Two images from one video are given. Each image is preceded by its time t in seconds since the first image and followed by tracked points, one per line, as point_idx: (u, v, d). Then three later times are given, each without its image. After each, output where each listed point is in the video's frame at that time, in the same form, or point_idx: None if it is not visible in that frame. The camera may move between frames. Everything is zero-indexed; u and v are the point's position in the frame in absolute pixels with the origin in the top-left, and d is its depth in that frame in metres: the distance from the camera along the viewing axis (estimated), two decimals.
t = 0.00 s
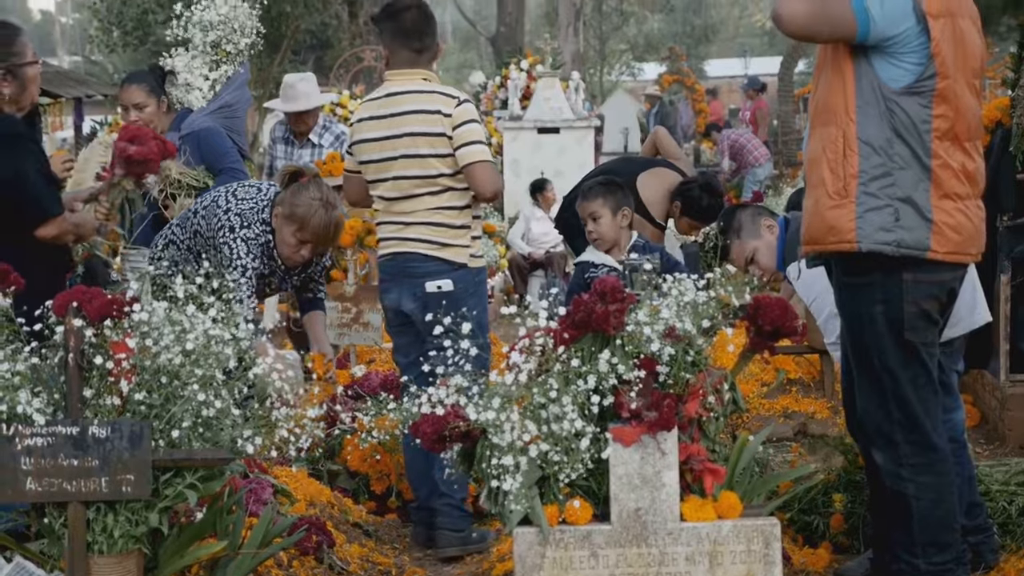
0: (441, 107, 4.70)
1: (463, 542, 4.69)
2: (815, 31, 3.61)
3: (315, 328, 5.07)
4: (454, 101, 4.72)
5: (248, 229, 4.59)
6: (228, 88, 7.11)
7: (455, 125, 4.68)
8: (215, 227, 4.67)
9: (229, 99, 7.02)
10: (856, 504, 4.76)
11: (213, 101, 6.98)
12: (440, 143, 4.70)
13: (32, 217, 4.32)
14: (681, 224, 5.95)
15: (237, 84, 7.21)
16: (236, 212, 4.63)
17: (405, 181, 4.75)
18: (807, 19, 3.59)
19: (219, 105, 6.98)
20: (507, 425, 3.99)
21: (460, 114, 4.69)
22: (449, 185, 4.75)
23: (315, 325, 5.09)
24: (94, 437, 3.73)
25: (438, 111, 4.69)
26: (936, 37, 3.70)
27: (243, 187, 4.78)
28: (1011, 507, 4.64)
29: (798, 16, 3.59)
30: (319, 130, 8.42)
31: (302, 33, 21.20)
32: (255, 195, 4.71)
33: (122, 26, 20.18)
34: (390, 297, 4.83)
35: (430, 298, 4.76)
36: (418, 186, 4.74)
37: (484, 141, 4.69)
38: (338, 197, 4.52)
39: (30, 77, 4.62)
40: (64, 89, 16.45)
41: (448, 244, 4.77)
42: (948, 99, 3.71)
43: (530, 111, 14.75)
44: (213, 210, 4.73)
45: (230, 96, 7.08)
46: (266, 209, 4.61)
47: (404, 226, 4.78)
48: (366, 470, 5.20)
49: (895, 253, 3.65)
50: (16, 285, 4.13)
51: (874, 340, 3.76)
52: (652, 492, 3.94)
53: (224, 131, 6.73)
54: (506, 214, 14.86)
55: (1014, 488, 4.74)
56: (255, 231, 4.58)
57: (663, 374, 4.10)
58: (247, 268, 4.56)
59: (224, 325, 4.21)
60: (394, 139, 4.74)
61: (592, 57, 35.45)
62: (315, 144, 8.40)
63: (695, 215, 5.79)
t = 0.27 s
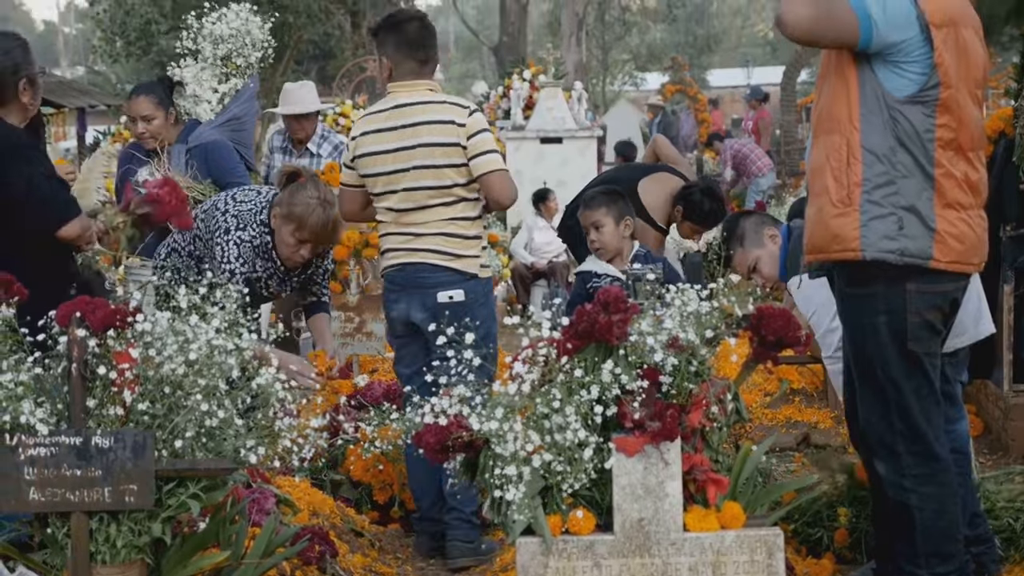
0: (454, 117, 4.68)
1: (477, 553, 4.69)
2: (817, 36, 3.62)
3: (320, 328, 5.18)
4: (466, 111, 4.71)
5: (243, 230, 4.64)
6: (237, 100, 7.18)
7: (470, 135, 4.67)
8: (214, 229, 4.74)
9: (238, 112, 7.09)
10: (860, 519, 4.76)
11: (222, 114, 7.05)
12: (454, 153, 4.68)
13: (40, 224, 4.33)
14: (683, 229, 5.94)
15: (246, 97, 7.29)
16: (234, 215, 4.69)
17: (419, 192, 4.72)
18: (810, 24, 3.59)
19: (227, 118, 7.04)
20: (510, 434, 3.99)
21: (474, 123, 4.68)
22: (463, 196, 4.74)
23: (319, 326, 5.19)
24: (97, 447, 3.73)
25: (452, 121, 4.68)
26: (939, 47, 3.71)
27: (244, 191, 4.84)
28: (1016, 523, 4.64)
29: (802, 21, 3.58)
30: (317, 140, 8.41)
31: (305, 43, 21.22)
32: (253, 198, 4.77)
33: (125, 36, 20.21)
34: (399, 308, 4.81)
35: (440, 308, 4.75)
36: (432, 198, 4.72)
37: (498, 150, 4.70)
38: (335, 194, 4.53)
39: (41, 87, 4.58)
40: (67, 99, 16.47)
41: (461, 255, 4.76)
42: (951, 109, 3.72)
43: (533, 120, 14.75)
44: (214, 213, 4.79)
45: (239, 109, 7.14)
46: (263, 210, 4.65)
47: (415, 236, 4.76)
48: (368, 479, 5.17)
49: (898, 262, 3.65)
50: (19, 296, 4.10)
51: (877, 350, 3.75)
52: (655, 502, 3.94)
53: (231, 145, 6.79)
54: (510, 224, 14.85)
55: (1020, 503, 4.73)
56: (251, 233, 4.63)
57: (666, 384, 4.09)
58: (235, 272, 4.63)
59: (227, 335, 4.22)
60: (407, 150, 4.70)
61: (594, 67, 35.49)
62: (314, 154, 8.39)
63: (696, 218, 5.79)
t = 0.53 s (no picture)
0: (469, 123, 4.64)
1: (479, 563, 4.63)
2: (825, 44, 3.61)
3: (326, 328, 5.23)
4: (479, 116, 4.68)
5: (238, 229, 4.64)
6: (248, 104, 7.22)
7: (486, 140, 4.64)
8: (212, 228, 4.75)
9: (248, 117, 7.15)
10: (863, 528, 4.75)
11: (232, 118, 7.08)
12: (470, 159, 4.64)
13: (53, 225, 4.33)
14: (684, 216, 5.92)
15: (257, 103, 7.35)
16: (231, 215, 4.70)
17: (431, 199, 4.65)
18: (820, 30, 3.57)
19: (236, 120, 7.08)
20: (513, 441, 3.97)
21: (487, 129, 4.66)
22: (477, 202, 4.70)
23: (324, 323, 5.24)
24: (101, 452, 3.73)
25: (467, 127, 4.64)
26: (943, 55, 3.72)
27: (244, 191, 4.85)
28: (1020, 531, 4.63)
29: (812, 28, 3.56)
30: (316, 145, 8.48)
31: (308, 49, 21.24)
32: (252, 198, 4.77)
33: (128, 42, 20.18)
34: (405, 314, 4.72)
35: (448, 314, 4.66)
36: (445, 204, 4.65)
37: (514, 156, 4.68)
38: (331, 192, 4.53)
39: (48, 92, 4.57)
40: (70, 104, 16.48)
41: (472, 262, 4.68)
42: (955, 116, 3.72)
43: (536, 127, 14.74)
44: (214, 214, 4.80)
45: (250, 113, 7.20)
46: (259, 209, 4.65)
47: (424, 243, 4.67)
48: (371, 485, 5.15)
49: (903, 269, 3.65)
50: (24, 301, 4.07)
51: (880, 356, 3.75)
52: (658, 509, 3.94)
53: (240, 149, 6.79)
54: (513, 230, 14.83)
55: None
56: (246, 232, 4.62)
57: (669, 391, 4.09)
58: (229, 272, 4.64)
59: (231, 340, 4.22)
60: (420, 158, 4.63)
61: (597, 73, 35.53)
62: (312, 159, 8.45)
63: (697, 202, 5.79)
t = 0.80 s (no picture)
0: (484, 129, 4.52)
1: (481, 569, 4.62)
2: (834, 42, 3.59)
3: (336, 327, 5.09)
4: (493, 123, 4.55)
5: (238, 228, 4.62)
6: (260, 104, 7.15)
7: (500, 147, 4.53)
8: (210, 229, 4.73)
9: (260, 116, 7.05)
10: (867, 529, 4.71)
11: (243, 118, 6.99)
12: (483, 165, 4.52)
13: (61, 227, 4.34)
14: (679, 189, 6.03)
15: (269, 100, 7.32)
16: (230, 215, 4.68)
17: (443, 205, 4.52)
18: (830, 29, 3.55)
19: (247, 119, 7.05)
20: (518, 447, 3.96)
21: (502, 136, 4.54)
22: (486, 209, 4.58)
23: (333, 322, 5.08)
24: (105, 458, 3.73)
25: (482, 133, 4.51)
26: (948, 61, 3.71)
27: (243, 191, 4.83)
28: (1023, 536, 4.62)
29: (822, 27, 3.54)
30: (312, 153, 8.55)
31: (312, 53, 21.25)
32: (250, 198, 4.75)
33: (133, 47, 20.30)
34: (415, 321, 4.59)
35: (463, 319, 4.55)
36: (458, 210, 4.53)
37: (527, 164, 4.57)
38: (329, 190, 4.48)
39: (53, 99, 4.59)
40: (74, 109, 16.50)
41: (483, 266, 4.59)
42: (958, 122, 3.72)
43: (539, 131, 14.68)
44: (212, 214, 4.78)
45: (262, 112, 7.16)
46: (258, 208, 4.64)
47: (433, 248, 4.56)
48: (375, 490, 5.13)
49: (907, 273, 3.64)
50: (28, 305, 4.08)
51: (883, 362, 3.75)
52: (662, 515, 3.94)
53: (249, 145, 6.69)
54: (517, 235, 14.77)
55: None
56: (244, 231, 4.61)
57: (673, 397, 4.11)
58: (230, 271, 4.62)
59: (235, 346, 4.23)
60: (433, 163, 4.50)
61: (601, 77, 35.55)
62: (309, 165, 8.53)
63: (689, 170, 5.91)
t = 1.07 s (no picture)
0: (496, 141, 4.53)
1: None
2: (842, 43, 3.58)
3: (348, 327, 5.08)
4: (504, 135, 4.57)
5: (242, 233, 4.62)
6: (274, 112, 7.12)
7: (512, 160, 4.54)
8: (215, 234, 4.73)
9: (272, 123, 7.04)
10: (874, 540, 4.72)
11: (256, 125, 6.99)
12: (494, 177, 4.52)
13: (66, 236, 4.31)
14: (671, 164, 6.05)
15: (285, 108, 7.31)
16: (235, 219, 4.68)
17: (455, 216, 4.52)
18: (838, 31, 3.55)
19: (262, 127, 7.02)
20: (524, 456, 3.95)
21: (513, 148, 4.55)
22: (497, 219, 4.58)
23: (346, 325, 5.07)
24: (112, 468, 3.73)
25: (494, 145, 4.52)
26: (956, 68, 3.71)
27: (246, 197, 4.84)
28: None
29: (829, 28, 3.54)
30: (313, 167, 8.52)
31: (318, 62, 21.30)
32: (254, 203, 4.75)
33: (139, 56, 20.41)
34: (427, 332, 4.57)
35: (474, 328, 4.55)
36: (470, 221, 4.52)
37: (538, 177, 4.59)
38: (329, 191, 4.52)
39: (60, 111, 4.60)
40: (80, 118, 16.55)
41: (494, 276, 4.58)
42: (966, 130, 3.71)
43: (545, 139, 14.61)
44: (217, 220, 4.78)
45: (277, 120, 7.11)
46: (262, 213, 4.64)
47: (444, 259, 4.54)
48: (382, 501, 5.08)
49: (915, 280, 3.63)
50: (36, 315, 4.07)
51: (891, 370, 3.74)
52: (670, 524, 3.95)
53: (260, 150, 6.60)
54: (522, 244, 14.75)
55: None
56: (249, 235, 4.61)
57: (680, 406, 4.09)
58: (236, 275, 4.62)
59: (242, 354, 4.24)
60: (444, 173, 4.50)
61: (606, 86, 35.58)
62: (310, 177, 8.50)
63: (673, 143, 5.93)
